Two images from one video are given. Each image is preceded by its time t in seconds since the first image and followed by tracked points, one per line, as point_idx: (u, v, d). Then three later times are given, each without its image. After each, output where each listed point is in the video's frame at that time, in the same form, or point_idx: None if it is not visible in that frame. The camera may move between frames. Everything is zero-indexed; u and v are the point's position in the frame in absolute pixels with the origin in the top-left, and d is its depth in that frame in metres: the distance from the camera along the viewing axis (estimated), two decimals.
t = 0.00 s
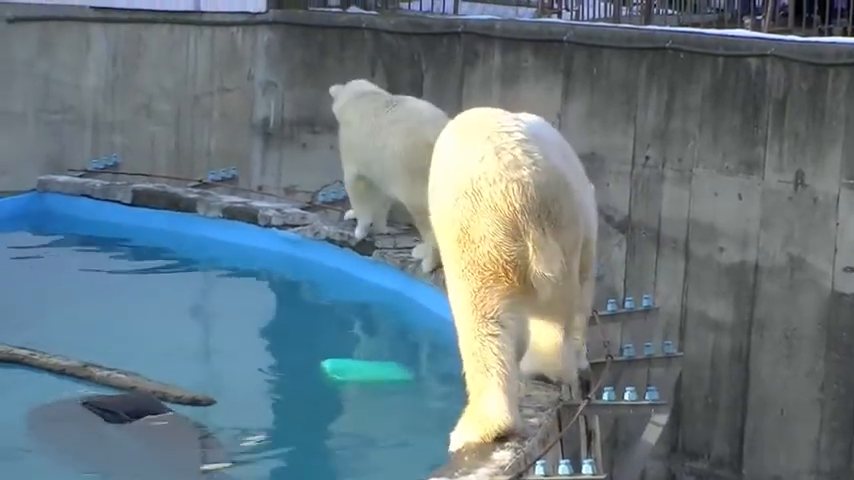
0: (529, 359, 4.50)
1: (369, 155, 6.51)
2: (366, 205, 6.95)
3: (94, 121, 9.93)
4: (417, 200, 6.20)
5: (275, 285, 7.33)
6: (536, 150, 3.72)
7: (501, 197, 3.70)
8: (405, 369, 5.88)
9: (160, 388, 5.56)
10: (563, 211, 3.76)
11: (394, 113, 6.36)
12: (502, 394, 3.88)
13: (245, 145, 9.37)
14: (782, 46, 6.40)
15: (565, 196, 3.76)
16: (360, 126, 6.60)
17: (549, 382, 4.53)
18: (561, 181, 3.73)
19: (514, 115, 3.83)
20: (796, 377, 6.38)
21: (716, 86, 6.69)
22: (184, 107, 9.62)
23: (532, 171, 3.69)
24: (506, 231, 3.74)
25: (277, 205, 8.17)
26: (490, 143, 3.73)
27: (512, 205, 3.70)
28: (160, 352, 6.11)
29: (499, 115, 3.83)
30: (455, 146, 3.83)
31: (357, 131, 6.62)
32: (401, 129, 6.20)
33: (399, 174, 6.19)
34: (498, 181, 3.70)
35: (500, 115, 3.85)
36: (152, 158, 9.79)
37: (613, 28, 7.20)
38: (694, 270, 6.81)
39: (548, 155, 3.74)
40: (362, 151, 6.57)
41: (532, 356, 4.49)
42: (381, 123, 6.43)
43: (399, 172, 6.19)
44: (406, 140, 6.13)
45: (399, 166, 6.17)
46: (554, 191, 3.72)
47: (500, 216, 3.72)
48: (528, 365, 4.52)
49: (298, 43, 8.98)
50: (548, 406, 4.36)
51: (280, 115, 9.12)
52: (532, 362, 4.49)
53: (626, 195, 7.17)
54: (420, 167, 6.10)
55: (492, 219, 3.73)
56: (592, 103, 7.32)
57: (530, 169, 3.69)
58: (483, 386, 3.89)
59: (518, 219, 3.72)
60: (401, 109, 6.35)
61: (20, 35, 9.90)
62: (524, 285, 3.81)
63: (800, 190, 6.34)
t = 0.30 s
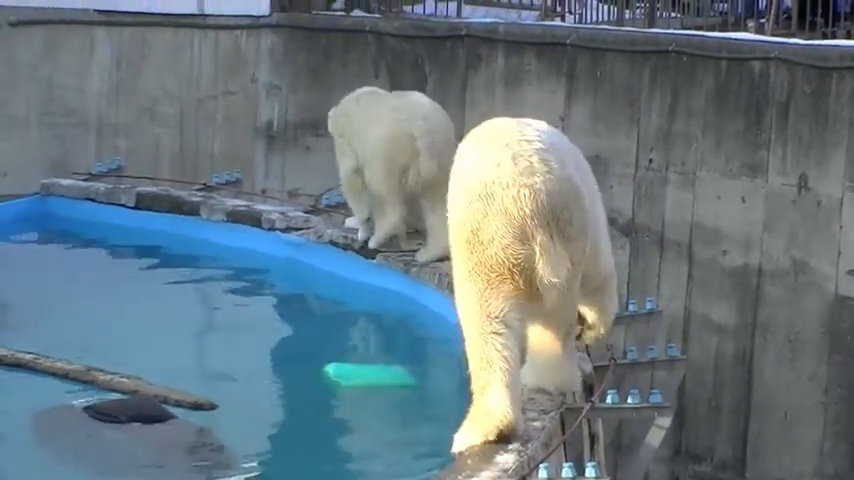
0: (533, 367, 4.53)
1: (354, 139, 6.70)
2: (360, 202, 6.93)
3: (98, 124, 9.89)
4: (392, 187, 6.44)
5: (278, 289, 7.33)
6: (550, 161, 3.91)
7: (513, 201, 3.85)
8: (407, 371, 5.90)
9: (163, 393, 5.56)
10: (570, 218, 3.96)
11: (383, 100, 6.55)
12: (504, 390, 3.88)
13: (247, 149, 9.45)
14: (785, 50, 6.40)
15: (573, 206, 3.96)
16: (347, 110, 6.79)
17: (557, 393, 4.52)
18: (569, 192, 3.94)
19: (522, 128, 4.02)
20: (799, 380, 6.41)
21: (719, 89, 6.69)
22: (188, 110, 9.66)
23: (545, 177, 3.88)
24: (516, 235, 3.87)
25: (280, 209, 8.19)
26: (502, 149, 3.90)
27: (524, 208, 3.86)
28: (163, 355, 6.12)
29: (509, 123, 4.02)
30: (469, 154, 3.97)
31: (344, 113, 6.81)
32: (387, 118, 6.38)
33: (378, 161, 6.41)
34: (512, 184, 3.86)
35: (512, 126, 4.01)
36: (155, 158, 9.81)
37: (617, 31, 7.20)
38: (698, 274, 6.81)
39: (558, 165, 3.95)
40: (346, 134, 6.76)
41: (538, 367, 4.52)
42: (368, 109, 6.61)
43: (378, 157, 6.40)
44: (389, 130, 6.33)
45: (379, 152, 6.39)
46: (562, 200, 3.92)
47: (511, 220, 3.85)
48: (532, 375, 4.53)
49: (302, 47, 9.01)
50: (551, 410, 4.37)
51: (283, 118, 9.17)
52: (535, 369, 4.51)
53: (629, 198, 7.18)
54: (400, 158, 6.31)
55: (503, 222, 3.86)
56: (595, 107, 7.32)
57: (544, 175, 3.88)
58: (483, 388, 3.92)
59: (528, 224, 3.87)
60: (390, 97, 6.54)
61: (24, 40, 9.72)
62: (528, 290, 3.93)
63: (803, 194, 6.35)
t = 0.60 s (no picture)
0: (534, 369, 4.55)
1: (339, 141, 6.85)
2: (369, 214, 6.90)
3: (100, 125, 9.93)
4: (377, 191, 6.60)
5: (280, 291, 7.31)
6: (561, 151, 4.20)
7: (517, 181, 4.16)
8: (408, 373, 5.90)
9: (164, 395, 5.55)
10: (576, 206, 4.19)
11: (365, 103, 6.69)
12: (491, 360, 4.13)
13: (247, 151, 9.41)
14: (788, 51, 6.39)
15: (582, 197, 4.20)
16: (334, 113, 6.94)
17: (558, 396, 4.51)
18: (577, 180, 4.18)
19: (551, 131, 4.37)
20: (801, 382, 6.42)
21: (722, 91, 6.68)
22: (190, 110, 9.64)
23: (554, 163, 4.17)
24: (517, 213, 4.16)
25: (283, 210, 8.17)
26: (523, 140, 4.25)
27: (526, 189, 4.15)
28: (165, 356, 6.11)
29: (538, 125, 4.36)
30: (496, 148, 4.33)
31: (331, 115, 6.96)
32: (368, 123, 6.53)
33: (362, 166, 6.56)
34: (522, 167, 4.17)
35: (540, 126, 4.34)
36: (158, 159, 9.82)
37: (619, 33, 7.18)
38: (700, 276, 6.81)
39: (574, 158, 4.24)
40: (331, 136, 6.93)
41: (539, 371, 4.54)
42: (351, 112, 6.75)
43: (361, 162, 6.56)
44: (371, 135, 6.47)
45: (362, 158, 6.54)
46: (569, 186, 4.16)
47: (513, 199, 4.16)
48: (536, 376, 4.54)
49: (303, 48, 9.01)
50: (554, 411, 4.37)
51: (285, 119, 9.20)
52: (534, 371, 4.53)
53: (631, 200, 7.17)
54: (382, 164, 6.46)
55: (505, 200, 4.17)
56: (597, 108, 7.31)
57: (552, 159, 4.17)
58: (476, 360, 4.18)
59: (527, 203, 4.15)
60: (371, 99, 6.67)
61: (25, 41, 9.88)
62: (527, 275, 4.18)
63: (805, 195, 6.35)
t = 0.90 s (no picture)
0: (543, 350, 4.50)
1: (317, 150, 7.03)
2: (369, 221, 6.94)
3: (102, 126, 9.91)
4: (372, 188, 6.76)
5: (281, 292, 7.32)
6: (570, 142, 4.34)
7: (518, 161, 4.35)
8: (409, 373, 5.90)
9: (166, 395, 5.55)
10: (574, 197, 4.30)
11: (335, 105, 6.99)
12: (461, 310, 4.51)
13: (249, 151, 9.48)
14: (790, 52, 6.40)
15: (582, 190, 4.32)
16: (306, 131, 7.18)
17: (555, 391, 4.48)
18: (580, 171, 4.31)
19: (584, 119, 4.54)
20: (803, 383, 6.41)
21: (723, 92, 6.69)
22: (192, 111, 9.68)
23: (557, 145, 4.33)
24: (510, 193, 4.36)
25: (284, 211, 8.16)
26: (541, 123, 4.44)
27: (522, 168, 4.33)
28: (166, 357, 6.12)
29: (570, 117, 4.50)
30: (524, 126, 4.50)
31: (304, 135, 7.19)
32: (349, 119, 6.79)
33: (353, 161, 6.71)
34: (527, 148, 4.35)
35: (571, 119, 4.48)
36: (161, 160, 9.82)
37: (621, 34, 7.20)
38: (702, 276, 6.81)
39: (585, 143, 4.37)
40: (309, 151, 7.08)
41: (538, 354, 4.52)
42: (325, 120, 6.98)
43: (352, 160, 6.71)
44: (359, 128, 6.72)
45: (352, 152, 6.70)
46: (565, 174, 4.30)
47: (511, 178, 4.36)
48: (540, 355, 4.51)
49: (306, 48, 9.04)
50: (556, 412, 4.36)
51: (287, 120, 9.24)
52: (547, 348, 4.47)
53: (633, 200, 7.16)
54: (377, 149, 6.69)
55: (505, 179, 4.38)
56: (599, 109, 7.31)
57: (554, 146, 4.32)
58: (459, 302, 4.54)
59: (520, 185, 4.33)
60: (338, 103, 6.98)
61: (27, 40, 9.75)
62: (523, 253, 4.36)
63: (807, 196, 6.35)
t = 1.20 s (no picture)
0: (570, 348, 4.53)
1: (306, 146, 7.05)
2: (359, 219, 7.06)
3: (104, 127, 9.92)
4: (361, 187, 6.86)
5: (281, 292, 7.32)
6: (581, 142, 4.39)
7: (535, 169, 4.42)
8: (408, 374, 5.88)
9: (168, 395, 5.55)
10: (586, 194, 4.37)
11: (320, 102, 7.01)
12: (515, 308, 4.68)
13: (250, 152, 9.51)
14: (791, 53, 6.39)
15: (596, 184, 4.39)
16: (295, 124, 7.17)
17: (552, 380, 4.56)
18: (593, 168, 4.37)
19: (596, 109, 4.59)
20: (805, 384, 6.41)
21: (724, 92, 6.68)
22: (193, 110, 9.69)
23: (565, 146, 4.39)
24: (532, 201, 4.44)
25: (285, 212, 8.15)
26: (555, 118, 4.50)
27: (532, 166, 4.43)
28: (165, 358, 6.11)
29: (575, 110, 4.54)
30: (534, 125, 4.55)
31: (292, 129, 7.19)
32: (335, 119, 6.83)
33: (344, 162, 6.79)
34: (541, 155, 4.41)
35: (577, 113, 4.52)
36: (162, 161, 9.83)
37: (622, 35, 7.19)
38: (703, 277, 6.81)
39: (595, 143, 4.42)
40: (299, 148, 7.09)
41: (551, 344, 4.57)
42: (313, 117, 6.99)
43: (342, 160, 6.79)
44: (345, 127, 6.76)
45: (342, 153, 6.78)
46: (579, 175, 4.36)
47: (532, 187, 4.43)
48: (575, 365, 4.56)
49: (308, 49, 9.04)
50: (557, 413, 4.34)
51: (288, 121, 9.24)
52: (548, 342, 4.52)
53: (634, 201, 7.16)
54: (367, 150, 6.77)
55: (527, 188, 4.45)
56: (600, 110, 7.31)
57: (567, 149, 4.38)
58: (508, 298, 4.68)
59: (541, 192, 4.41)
60: (323, 100, 7.01)
61: (28, 41, 9.74)
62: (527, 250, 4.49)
63: (809, 197, 6.35)
